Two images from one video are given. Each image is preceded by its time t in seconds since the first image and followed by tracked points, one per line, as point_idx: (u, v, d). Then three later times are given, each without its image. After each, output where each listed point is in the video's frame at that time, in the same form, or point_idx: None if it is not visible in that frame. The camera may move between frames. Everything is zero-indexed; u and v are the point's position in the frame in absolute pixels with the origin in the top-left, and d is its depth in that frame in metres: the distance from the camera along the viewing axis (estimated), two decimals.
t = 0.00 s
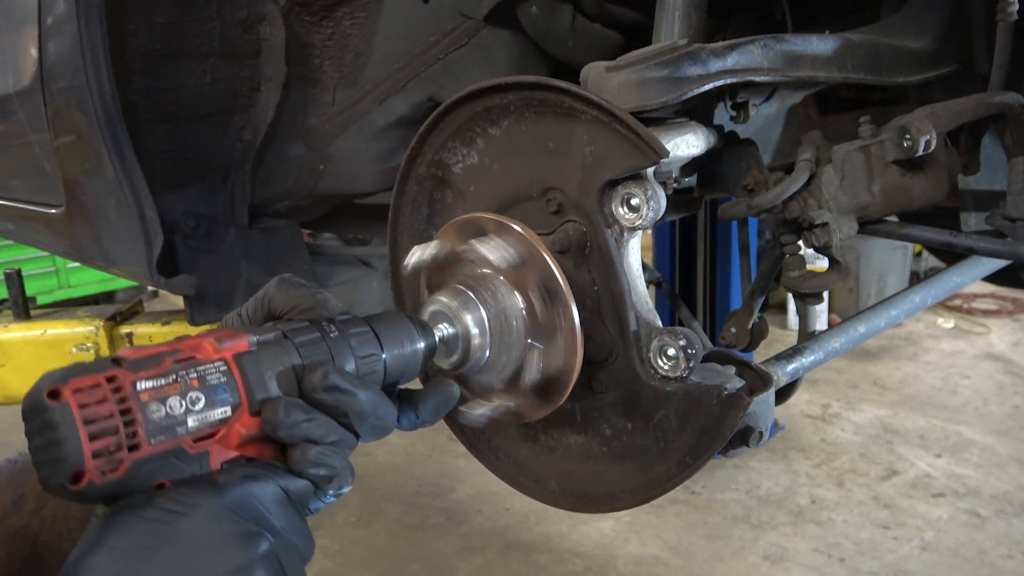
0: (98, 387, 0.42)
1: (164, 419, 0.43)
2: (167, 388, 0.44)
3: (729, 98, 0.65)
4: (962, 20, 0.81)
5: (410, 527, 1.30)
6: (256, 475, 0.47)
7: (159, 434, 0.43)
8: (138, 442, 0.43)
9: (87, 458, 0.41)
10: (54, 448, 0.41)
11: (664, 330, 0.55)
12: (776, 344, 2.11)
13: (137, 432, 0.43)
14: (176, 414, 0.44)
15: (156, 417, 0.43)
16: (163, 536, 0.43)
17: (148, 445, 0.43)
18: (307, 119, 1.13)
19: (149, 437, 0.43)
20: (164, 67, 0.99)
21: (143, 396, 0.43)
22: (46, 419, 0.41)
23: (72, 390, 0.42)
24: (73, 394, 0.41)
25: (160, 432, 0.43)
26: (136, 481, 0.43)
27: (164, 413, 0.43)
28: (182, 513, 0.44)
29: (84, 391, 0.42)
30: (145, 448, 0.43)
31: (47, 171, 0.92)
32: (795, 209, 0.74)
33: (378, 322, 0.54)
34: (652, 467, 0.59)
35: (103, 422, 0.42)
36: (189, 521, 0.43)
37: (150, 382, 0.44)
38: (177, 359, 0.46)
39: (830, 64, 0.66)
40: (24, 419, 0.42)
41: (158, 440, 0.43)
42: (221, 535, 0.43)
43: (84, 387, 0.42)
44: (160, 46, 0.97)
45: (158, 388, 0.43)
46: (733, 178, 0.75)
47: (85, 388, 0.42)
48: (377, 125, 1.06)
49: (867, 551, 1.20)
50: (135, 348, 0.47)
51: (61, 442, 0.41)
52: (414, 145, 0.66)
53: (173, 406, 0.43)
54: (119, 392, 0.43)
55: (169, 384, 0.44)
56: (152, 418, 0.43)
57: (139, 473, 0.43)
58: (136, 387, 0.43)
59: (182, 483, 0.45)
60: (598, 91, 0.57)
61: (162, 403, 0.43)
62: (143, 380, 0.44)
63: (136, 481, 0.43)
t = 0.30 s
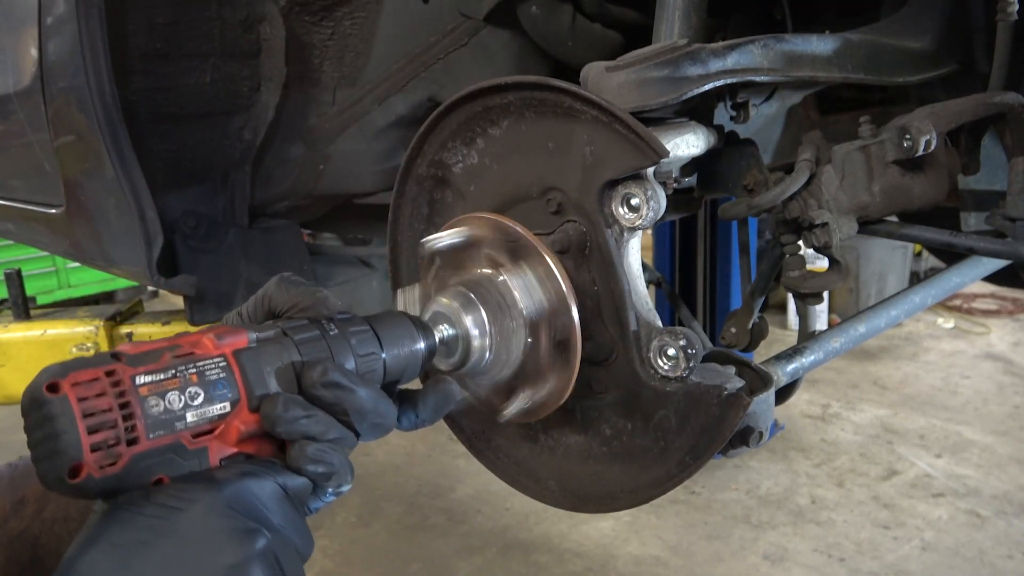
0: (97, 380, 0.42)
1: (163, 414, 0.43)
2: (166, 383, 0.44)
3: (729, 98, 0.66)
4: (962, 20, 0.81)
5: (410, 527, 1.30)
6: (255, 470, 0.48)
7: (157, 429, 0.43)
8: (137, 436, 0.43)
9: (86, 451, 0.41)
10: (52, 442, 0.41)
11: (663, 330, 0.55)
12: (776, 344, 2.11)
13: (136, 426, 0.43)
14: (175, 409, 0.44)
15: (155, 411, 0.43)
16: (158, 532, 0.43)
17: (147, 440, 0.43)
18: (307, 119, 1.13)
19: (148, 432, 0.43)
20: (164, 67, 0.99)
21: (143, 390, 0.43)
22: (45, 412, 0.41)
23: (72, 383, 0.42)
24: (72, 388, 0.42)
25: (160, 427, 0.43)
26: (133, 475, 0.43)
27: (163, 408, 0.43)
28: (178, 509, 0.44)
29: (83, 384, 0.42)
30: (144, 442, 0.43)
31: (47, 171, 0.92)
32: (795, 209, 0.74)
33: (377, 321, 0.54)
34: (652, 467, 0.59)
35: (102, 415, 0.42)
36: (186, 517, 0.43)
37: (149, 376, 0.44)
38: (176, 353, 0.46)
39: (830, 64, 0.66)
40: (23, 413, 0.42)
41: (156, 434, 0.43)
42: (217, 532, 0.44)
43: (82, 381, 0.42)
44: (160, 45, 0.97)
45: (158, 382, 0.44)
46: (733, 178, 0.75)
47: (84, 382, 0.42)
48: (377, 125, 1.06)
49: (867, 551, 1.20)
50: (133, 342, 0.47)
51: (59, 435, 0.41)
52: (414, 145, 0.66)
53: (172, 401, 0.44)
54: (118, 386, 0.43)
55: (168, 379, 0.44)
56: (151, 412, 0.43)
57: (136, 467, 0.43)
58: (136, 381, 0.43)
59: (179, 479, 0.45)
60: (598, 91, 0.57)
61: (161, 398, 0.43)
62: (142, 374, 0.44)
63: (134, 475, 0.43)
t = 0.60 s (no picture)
0: (99, 377, 0.43)
1: (164, 411, 0.44)
2: (168, 381, 0.44)
3: (729, 98, 0.66)
4: (962, 20, 0.81)
5: (410, 527, 1.30)
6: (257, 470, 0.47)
7: (159, 427, 0.43)
8: (139, 433, 0.43)
9: (88, 447, 0.41)
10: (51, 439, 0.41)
11: (663, 330, 0.55)
12: (776, 344, 2.11)
13: (138, 423, 0.43)
14: (177, 407, 0.44)
15: (156, 409, 0.43)
16: (155, 528, 0.43)
17: (148, 437, 0.43)
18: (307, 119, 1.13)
19: (149, 429, 0.43)
20: (163, 67, 0.99)
21: (144, 388, 0.43)
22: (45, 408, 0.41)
23: (73, 380, 0.42)
24: (74, 385, 0.42)
25: (161, 424, 0.43)
26: (137, 473, 0.44)
27: (165, 406, 0.44)
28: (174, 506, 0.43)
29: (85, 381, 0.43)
30: (146, 440, 0.43)
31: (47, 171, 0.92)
32: (795, 209, 0.74)
33: (379, 322, 0.55)
34: (651, 467, 0.59)
35: (104, 412, 0.42)
36: (182, 513, 0.43)
37: (151, 374, 0.44)
38: (178, 353, 0.46)
39: (830, 64, 0.66)
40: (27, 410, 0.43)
41: (158, 432, 0.43)
42: (216, 530, 0.43)
43: (84, 378, 0.42)
44: (160, 46, 0.98)
45: (159, 380, 0.44)
46: (733, 179, 0.75)
47: (86, 379, 0.43)
48: (377, 125, 1.06)
49: (867, 551, 1.20)
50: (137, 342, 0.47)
51: (60, 431, 0.41)
52: (413, 145, 0.66)
53: (173, 399, 0.44)
54: (121, 383, 0.43)
55: (169, 377, 0.44)
56: (152, 410, 0.43)
57: (138, 465, 0.43)
58: (137, 379, 0.44)
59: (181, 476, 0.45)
60: (598, 91, 0.57)
61: (162, 396, 0.44)
62: (144, 372, 0.44)
63: (134, 473, 0.44)
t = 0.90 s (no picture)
0: (87, 538, 0.48)
1: None
2: (155, 550, 0.47)
3: (729, 98, 0.66)
4: (961, 19, 0.81)
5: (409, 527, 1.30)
6: None
7: None
8: None
9: None
10: None
11: (663, 331, 0.56)
12: (776, 344, 2.11)
13: None
14: None
15: None
16: None
17: None
18: (307, 120, 1.14)
19: None
20: (164, 67, 0.99)
21: (131, 555, 0.47)
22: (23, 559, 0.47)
23: (60, 539, 0.49)
24: (57, 544, 0.48)
25: None
26: None
27: None
28: None
29: (69, 539, 0.49)
30: None
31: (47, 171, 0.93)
32: (795, 210, 0.74)
33: (380, 483, 0.55)
34: (651, 468, 0.59)
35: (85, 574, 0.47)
36: None
37: (141, 542, 0.47)
38: (176, 517, 0.50)
39: (830, 64, 0.66)
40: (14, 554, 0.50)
41: None
42: None
43: (73, 537, 0.48)
44: (160, 46, 0.98)
45: (148, 549, 0.47)
46: (733, 179, 0.75)
47: (76, 536, 0.49)
48: (377, 126, 1.06)
49: (867, 551, 1.20)
50: (139, 490, 0.52)
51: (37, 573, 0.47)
52: (413, 145, 0.66)
53: (156, 570, 0.46)
54: (104, 542, 0.48)
55: (158, 547, 0.47)
56: None
57: None
58: (127, 545, 0.47)
59: None
60: (598, 91, 0.57)
61: (147, 565, 0.46)
62: (134, 539, 0.47)
63: None
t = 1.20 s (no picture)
0: (197, 469, 0.53)
1: (242, 510, 0.54)
2: (251, 482, 0.54)
3: (728, 98, 0.66)
4: (960, 19, 0.81)
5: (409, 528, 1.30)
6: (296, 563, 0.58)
7: (232, 523, 0.54)
8: (215, 526, 0.53)
9: (173, 532, 0.51)
10: (146, 517, 0.50)
11: (663, 330, 0.56)
12: (776, 344, 2.11)
13: (217, 517, 0.53)
14: (251, 508, 0.54)
15: (236, 507, 0.54)
16: None
17: (222, 530, 0.53)
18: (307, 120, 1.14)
19: (225, 525, 0.53)
20: (164, 67, 0.99)
21: (232, 485, 0.53)
22: (147, 486, 0.50)
23: (176, 466, 0.52)
24: (176, 470, 0.51)
25: (235, 521, 0.54)
26: (198, 557, 0.54)
27: (243, 505, 0.54)
28: None
29: (181, 468, 0.52)
30: (219, 532, 0.53)
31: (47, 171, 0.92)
32: (795, 209, 0.74)
33: (419, 442, 0.64)
34: (651, 468, 0.59)
35: (195, 502, 0.52)
36: None
37: (239, 474, 0.54)
38: (263, 454, 0.57)
39: (830, 64, 0.66)
40: (121, 472, 0.52)
41: (231, 527, 0.54)
42: None
43: (186, 465, 0.52)
44: (160, 45, 0.98)
45: (245, 480, 0.54)
46: (734, 179, 0.75)
47: (187, 466, 0.52)
48: (377, 125, 1.07)
49: (867, 551, 1.20)
50: (230, 433, 0.58)
51: (155, 513, 0.50)
52: (413, 145, 0.66)
53: (251, 500, 0.54)
54: (209, 476, 0.53)
55: (253, 479, 0.54)
56: (233, 507, 0.53)
57: (206, 547, 0.53)
58: (228, 476, 0.54)
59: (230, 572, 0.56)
60: (598, 91, 0.57)
61: (245, 494, 0.54)
62: (234, 471, 0.54)
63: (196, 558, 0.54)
